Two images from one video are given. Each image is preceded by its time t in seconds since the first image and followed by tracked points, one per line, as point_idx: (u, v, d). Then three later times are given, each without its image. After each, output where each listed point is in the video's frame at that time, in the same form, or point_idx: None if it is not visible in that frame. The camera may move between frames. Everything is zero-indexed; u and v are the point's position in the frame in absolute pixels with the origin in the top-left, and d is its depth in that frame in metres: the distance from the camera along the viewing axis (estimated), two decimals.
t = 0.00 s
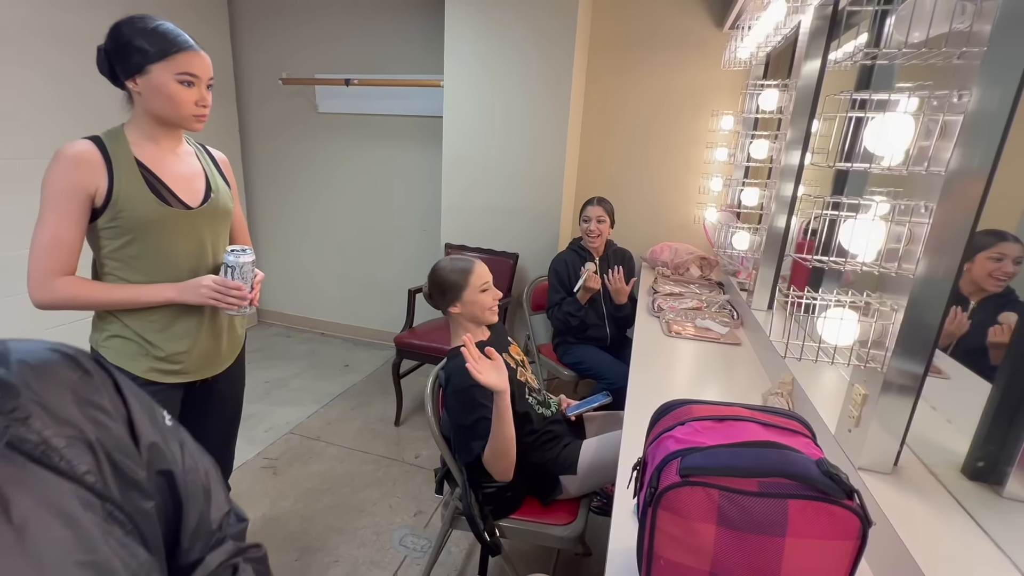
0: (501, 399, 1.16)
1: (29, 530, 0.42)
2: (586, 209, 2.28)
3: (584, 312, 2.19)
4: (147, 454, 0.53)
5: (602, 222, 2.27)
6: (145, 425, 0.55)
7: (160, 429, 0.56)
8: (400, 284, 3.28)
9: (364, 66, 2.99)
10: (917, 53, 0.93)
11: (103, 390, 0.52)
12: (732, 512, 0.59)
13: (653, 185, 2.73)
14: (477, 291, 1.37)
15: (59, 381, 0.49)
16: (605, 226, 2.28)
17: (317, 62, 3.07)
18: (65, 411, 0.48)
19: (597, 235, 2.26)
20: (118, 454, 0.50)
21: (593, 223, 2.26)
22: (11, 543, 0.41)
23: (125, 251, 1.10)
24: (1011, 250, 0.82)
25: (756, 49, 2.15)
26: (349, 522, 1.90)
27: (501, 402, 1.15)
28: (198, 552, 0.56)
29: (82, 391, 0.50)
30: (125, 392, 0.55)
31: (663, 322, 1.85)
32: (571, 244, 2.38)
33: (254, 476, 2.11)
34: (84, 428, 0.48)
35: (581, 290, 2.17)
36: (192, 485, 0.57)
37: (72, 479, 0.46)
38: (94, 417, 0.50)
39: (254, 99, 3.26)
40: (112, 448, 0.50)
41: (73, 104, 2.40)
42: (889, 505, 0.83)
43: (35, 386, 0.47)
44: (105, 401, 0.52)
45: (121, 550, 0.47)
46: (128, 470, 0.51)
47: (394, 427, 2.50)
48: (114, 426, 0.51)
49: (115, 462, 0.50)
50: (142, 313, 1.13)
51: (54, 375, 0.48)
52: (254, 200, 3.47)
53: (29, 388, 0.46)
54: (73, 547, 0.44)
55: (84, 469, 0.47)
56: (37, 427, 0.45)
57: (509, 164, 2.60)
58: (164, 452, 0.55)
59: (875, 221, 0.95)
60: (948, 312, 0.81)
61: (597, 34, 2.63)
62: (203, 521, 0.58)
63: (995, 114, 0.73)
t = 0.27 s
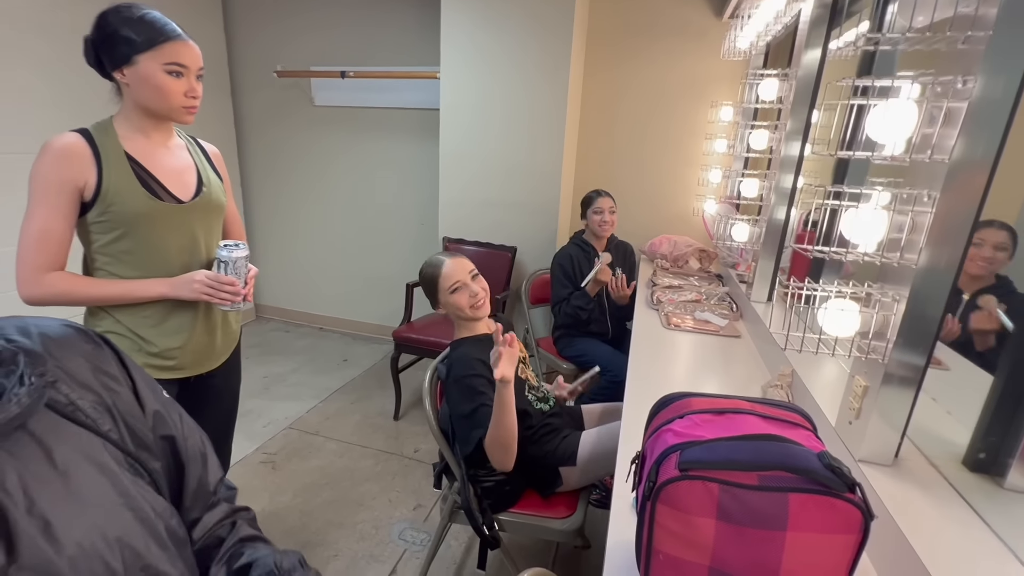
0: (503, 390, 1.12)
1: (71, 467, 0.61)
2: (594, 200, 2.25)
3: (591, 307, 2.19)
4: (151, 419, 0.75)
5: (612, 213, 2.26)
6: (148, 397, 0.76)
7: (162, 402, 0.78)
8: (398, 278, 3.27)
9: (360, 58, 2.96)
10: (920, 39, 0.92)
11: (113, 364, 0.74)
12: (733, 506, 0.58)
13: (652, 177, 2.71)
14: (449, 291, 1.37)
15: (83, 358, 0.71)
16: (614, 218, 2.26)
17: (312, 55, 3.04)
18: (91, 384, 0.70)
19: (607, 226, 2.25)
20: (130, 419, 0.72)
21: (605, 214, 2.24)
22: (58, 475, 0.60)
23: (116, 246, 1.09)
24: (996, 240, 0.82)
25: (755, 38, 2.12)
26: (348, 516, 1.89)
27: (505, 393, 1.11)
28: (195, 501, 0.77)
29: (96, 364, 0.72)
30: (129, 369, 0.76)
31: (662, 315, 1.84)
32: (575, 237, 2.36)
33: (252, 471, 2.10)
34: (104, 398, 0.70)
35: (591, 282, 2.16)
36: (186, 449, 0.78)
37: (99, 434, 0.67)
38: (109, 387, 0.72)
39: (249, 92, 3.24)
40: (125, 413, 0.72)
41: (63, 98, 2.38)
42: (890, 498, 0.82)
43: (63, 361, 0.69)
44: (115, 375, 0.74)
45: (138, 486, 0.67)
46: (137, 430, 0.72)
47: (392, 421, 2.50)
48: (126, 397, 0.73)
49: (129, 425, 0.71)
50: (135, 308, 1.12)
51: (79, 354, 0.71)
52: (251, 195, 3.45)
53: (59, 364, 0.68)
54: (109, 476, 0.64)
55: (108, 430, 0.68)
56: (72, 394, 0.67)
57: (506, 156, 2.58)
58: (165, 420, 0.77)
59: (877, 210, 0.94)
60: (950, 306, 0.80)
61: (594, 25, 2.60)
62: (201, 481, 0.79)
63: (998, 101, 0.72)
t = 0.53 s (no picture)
0: (495, 370, 1.16)
1: (101, 426, 0.49)
2: (601, 195, 2.24)
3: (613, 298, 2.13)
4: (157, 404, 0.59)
5: (619, 210, 2.25)
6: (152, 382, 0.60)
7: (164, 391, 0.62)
8: (398, 275, 3.26)
9: (358, 54, 2.95)
10: (924, 29, 0.91)
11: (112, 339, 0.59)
12: (735, 504, 0.58)
13: (652, 173, 2.70)
14: (452, 286, 1.36)
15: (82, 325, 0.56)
16: (620, 214, 2.26)
17: (310, 51, 3.03)
18: (101, 354, 0.55)
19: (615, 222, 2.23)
20: (140, 391, 0.57)
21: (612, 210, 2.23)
22: (87, 434, 0.48)
23: (111, 245, 1.08)
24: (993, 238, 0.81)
25: (756, 32, 2.10)
26: (349, 514, 1.89)
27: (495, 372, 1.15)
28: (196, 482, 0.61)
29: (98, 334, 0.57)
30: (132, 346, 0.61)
31: (663, 311, 1.83)
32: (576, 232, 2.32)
33: (254, 469, 2.10)
34: (114, 365, 0.56)
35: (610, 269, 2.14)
36: (193, 428, 0.62)
37: (113, 400, 0.53)
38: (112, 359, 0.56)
39: (247, 89, 3.22)
40: (135, 386, 0.57)
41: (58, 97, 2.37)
42: (894, 493, 0.81)
43: (72, 332, 0.55)
44: (121, 350, 0.59)
45: (160, 453, 0.53)
46: (147, 404, 0.57)
47: (393, 419, 2.50)
48: (132, 368, 0.58)
49: (139, 394, 0.57)
50: (133, 305, 1.12)
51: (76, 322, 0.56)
52: (250, 192, 3.44)
53: (67, 333, 0.54)
54: (132, 440, 0.51)
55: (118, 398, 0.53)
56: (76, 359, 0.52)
57: (506, 152, 2.57)
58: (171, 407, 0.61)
59: (880, 204, 0.92)
60: (955, 300, 0.79)
61: (594, 19, 2.58)
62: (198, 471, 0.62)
63: (1003, 93, 0.71)
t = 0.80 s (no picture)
0: (504, 375, 1.16)
1: (154, 386, 0.47)
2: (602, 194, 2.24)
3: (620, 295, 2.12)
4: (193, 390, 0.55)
5: (619, 213, 2.25)
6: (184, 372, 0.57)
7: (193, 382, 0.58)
8: (400, 277, 3.26)
9: (360, 56, 2.95)
10: (925, 29, 0.91)
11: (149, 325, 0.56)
12: (737, 507, 0.58)
13: (654, 173, 2.69)
14: (479, 283, 1.37)
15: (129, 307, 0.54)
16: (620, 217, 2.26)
17: (311, 53, 3.03)
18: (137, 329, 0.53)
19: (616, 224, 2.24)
20: (176, 368, 0.55)
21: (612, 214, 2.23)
22: (145, 389, 0.46)
23: (113, 249, 1.09)
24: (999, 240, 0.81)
25: (758, 31, 2.10)
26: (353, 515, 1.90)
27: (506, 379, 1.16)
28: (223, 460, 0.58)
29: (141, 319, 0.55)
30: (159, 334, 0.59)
31: (665, 312, 1.83)
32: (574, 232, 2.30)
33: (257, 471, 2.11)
34: (151, 341, 0.53)
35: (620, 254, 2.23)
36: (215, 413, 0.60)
37: (157, 365, 0.50)
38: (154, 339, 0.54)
39: (249, 92, 3.23)
40: (171, 363, 0.54)
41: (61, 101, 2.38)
42: (897, 495, 0.81)
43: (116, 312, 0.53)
44: (153, 331, 0.56)
45: (199, 416, 0.51)
46: (183, 380, 0.54)
47: (396, 420, 2.50)
48: (165, 348, 0.56)
49: (177, 372, 0.54)
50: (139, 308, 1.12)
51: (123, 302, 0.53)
52: (253, 194, 3.44)
53: (104, 306, 0.52)
54: (175, 398, 0.49)
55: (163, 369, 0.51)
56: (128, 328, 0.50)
57: (508, 153, 2.57)
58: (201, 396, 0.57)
59: (881, 204, 0.92)
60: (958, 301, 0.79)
61: (595, 19, 2.58)
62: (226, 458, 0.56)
63: (1006, 93, 0.71)
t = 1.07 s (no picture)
0: (510, 378, 1.17)
1: (188, 355, 0.54)
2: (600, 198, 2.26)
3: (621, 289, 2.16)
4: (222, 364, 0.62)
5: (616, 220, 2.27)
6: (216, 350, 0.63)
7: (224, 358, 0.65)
8: (400, 277, 3.27)
9: (359, 57, 2.95)
10: (922, 25, 0.90)
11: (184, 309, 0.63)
12: (732, 507, 0.58)
13: (653, 172, 2.69)
14: (481, 281, 1.37)
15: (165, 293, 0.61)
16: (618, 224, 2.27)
17: (311, 54, 3.04)
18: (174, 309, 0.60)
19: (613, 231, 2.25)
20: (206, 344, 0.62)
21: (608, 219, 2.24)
22: (181, 358, 0.53)
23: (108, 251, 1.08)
24: (999, 239, 0.80)
25: (757, 30, 2.09)
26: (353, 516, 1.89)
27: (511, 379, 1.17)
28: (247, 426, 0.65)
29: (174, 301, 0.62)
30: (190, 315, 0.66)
31: (665, 311, 1.83)
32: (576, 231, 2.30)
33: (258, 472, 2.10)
34: (185, 319, 0.61)
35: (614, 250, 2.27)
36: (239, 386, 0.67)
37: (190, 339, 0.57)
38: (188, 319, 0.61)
39: (249, 93, 3.23)
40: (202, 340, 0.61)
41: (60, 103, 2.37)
42: (897, 495, 0.80)
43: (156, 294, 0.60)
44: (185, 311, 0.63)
45: (224, 384, 0.58)
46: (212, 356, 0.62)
47: (396, 421, 2.50)
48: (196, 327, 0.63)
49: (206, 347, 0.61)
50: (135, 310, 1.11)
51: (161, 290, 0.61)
52: (253, 196, 3.45)
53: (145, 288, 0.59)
54: (205, 366, 0.56)
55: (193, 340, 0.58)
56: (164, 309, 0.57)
57: (507, 153, 2.56)
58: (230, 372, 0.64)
59: (880, 202, 0.91)
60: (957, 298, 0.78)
61: (594, 18, 2.58)
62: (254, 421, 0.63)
63: (1004, 90, 0.70)
